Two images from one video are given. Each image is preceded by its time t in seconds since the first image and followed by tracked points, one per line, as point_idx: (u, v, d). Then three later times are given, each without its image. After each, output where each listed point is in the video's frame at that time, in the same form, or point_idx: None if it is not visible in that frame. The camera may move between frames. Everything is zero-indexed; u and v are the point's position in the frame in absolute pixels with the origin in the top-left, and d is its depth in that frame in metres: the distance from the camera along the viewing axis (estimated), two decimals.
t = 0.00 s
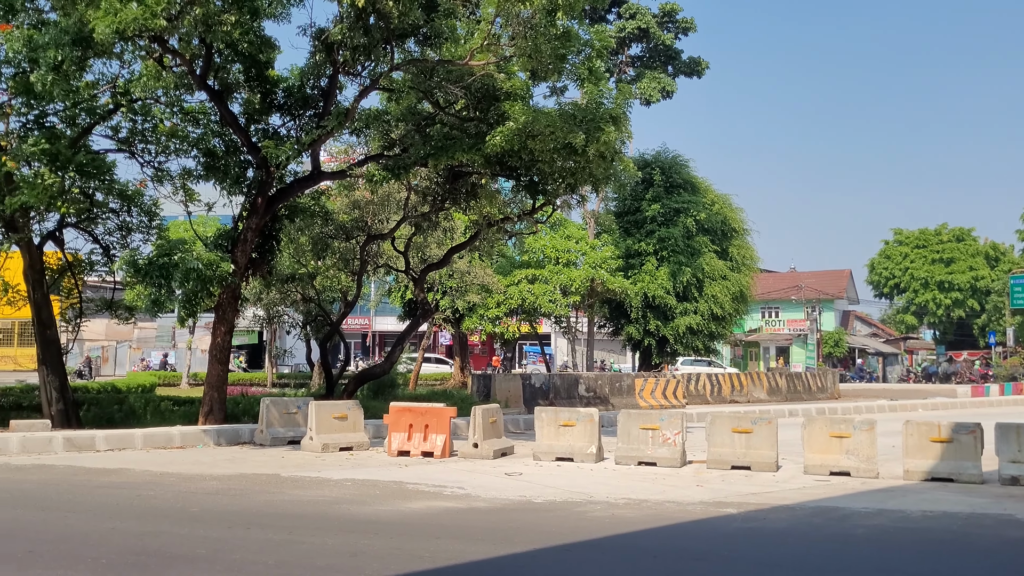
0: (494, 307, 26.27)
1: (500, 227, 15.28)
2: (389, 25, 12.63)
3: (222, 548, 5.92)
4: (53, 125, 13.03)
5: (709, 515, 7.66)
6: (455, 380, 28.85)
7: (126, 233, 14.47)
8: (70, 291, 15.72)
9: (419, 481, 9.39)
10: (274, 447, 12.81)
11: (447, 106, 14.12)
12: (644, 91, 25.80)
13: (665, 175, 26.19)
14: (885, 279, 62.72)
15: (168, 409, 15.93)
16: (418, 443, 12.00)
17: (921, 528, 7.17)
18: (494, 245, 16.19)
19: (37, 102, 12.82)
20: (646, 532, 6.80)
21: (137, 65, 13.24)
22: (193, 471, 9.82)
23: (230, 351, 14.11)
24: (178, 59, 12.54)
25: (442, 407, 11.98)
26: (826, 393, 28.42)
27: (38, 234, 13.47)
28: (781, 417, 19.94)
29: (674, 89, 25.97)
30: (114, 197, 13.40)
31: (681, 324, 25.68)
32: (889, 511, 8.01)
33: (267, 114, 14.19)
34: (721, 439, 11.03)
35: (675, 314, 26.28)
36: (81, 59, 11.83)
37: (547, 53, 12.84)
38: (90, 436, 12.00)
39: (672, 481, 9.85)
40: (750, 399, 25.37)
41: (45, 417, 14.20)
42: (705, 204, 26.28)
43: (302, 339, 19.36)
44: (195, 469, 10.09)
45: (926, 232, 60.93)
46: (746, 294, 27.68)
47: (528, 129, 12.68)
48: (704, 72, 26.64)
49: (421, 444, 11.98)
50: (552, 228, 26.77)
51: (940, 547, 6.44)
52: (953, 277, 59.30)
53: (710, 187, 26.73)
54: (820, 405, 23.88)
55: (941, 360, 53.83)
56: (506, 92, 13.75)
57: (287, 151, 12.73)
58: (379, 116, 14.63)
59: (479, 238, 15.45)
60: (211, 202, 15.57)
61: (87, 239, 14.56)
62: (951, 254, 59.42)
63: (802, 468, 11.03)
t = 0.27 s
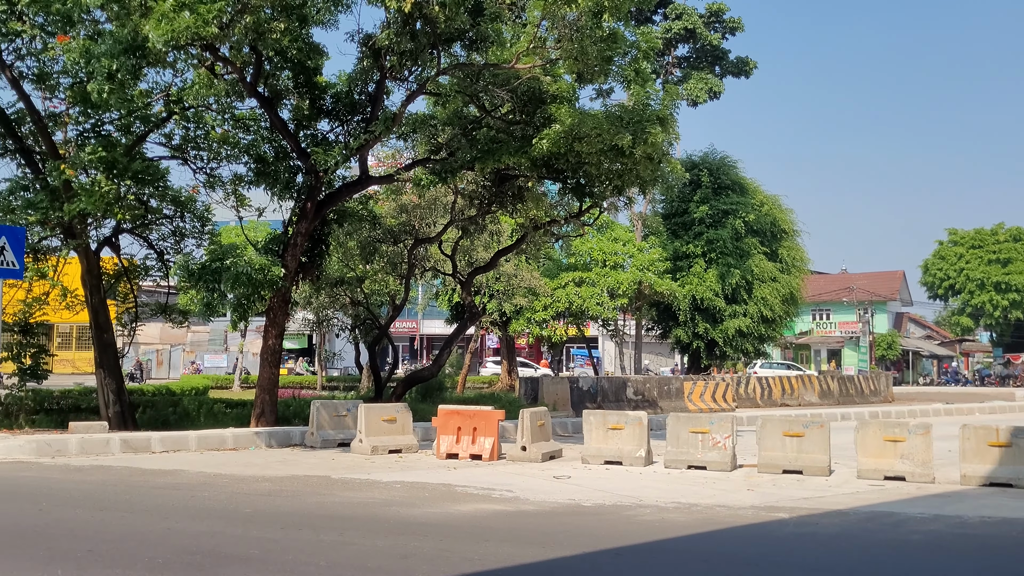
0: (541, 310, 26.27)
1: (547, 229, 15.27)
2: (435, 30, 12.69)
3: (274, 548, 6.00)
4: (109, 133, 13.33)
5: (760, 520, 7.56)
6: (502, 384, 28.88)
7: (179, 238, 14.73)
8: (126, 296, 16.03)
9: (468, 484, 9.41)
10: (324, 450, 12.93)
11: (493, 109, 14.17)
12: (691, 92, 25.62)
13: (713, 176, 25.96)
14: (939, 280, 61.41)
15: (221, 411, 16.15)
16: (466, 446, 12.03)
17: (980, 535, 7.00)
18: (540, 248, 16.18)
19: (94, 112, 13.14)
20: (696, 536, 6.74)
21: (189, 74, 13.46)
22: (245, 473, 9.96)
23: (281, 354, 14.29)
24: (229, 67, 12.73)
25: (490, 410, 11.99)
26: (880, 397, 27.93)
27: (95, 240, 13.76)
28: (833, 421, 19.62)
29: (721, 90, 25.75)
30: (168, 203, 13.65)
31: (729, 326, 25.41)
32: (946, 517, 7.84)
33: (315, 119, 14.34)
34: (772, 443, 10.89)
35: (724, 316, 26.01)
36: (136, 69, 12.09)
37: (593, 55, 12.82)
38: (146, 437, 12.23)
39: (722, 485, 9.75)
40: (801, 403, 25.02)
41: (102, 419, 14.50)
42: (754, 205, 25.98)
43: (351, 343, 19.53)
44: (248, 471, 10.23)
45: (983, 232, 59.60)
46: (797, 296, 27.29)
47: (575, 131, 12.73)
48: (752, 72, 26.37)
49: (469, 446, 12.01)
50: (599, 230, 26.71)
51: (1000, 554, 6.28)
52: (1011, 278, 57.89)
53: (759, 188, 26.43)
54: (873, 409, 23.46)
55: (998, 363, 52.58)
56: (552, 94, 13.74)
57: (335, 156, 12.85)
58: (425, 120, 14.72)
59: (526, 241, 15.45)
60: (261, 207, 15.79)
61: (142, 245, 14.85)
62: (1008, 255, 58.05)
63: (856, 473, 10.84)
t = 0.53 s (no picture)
0: (601, 315, 26.21)
1: (606, 234, 15.21)
2: (493, 36, 12.70)
3: (339, 551, 6.06)
4: (177, 144, 13.66)
5: (827, 527, 7.41)
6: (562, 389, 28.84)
7: (244, 245, 15.03)
8: (193, 302, 16.40)
9: (529, 489, 9.40)
10: (386, 454, 13.04)
11: (551, 114, 14.17)
12: (751, 93, 25.32)
13: (775, 178, 25.60)
14: (1012, 282, 59.61)
15: (286, 415, 16.41)
16: (527, 451, 12.03)
17: None
18: (600, 252, 16.12)
19: (162, 123, 13.49)
20: (761, 543, 6.63)
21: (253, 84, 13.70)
22: (309, 477, 10.10)
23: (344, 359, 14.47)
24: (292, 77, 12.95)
25: (550, 415, 11.97)
26: (949, 402, 27.27)
27: (164, 248, 14.10)
28: (901, 427, 19.17)
29: (782, 91, 25.41)
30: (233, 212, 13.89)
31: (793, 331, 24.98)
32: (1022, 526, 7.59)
33: (375, 127, 14.52)
34: (838, 450, 10.68)
35: (788, 320, 25.60)
36: (202, 81, 12.37)
37: (652, 57, 12.72)
38: (213, 441, 12.46)
39: (787, 491, 9.59)
40: (867, 408, 24.51)
41: (172, 423, 14.84)
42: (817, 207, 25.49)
43: (412, 348, 19.69)
44: (312, 475, 10.37)
45: None
46: (863, 300, 26.70)
47: (634, 134, 12.67)
48: (814, 71, 25.96)
49: (530, 452, 12.00)
50: (659, 234, 26.53)
51: None
52: None
53: (822, 189, 25.95)
54: (943, 415, 22.86)
55: None
56: (610, 98, 13.66)
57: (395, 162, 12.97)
58: (483, 126, 14.78)
59: (585, 245, 15.41)
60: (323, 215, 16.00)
61: (209, 253, 15.18)
62: None
63: (926, 480, 10.57)
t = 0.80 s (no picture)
0: (671, 320, 26.02)
1: (676, 239, 15.08)
2: (560, 41, 12.72)
3: (411, 556, 6.11)
4: (252, 154, 13.97)
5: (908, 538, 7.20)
6: (632, 395, 28.66)
7: (317, 253, 15.29)
8: (269, 309, 16.75)
9: (599, 496, 9.35)
10: (457, 460, 13.11)
11: (619, 119, 14.11)
12: (824, 95, 24.85)
13: (849, 181, 25.06)
14: None
15: (358, 421, 16.63)
16: (598, 458, 11.97)
17: None
18: (669, 257, 15.97)
19: (238, 135, 13.82)
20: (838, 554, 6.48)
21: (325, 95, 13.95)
22: (382, 481, 10.22)
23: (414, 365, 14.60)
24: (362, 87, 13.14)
25: (621, 421, 11.89)
26: None
27: (240, 257, 14.43)
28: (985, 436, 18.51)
29: (856, 91, 24.86)
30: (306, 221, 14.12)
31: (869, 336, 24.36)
32: None
33: (444, 135, 14.65)
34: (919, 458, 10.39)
35: (864, 325, 24.99)
36: (276, 93, 12.63)
37: (722, 60, 12.58)
38: (288, 445, 12.69)
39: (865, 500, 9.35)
40: (949, 416, 23.78)
41: (249, 428, 15.15)
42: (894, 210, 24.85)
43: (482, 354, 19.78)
44: (384, 479, 10.49)
45: None
46: (943, 304, 25.90)
47: (704, 138, 12.52)
48: (890, 71, 25.36)
49: (601, 458, 11.95)
50: (730, 238, 26.21)
51: None
52: None
53: (898, 192, 25.30)
54: None
55: None
56: (680, 102, 13.53)
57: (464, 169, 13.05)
58: (552, 133, 14.80)
59: (655, 250, 15.27)
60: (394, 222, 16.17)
61: (283, 261, 15.48)
62: None
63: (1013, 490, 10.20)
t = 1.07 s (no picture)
0: (739, 323, 25.72)
1: (744, 240, 14.92)
2: (625, 43, 12.66)
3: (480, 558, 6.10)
4: (320, 161, 14.19)
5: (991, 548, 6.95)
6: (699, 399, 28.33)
7: (384, 257, 15.46)
8: (337, 313, 16.98)
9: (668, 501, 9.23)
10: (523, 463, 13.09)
11: (685, 120, 13.98)
12: (895, 93, 24.29)
13: (923, 180, 24.44)
14: None
15: (425, 424, 16.75)
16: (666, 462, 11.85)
17: None
18: (737, 259, 15.76)
19: (307, 141, 14.05)
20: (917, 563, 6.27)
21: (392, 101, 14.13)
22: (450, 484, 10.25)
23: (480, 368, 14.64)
24: (427, 92, 13.24)
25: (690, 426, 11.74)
26: None
27: (309, 261, 14.66)
28: None
29: (929, 88, 24.24)
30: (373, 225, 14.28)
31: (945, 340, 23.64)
32: None
33: (509, 139, 14.68)
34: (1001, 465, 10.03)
35: (939, 329, 24.25)
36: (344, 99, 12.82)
37: (791, 60, 12.38)
38: (357, 447, 12.83)
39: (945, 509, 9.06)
40: None
41: (318, 430, 15.38)
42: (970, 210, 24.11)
43: (547, 357, 19.77)
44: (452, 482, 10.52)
45: None
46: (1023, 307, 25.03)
47: (773, 138, 12.27)
48: (964, 67, 24.69)
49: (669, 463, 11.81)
50: (799, 240, 25.79)
51: None
52: None
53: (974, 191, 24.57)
54: None
55: None
56: (747, 102, 13.36)
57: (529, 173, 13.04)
58: (617, 135, 14.76)
59: (722, 253, 15.07)
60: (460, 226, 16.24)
61: (351, 265, 15.69)
62: None
63: None
